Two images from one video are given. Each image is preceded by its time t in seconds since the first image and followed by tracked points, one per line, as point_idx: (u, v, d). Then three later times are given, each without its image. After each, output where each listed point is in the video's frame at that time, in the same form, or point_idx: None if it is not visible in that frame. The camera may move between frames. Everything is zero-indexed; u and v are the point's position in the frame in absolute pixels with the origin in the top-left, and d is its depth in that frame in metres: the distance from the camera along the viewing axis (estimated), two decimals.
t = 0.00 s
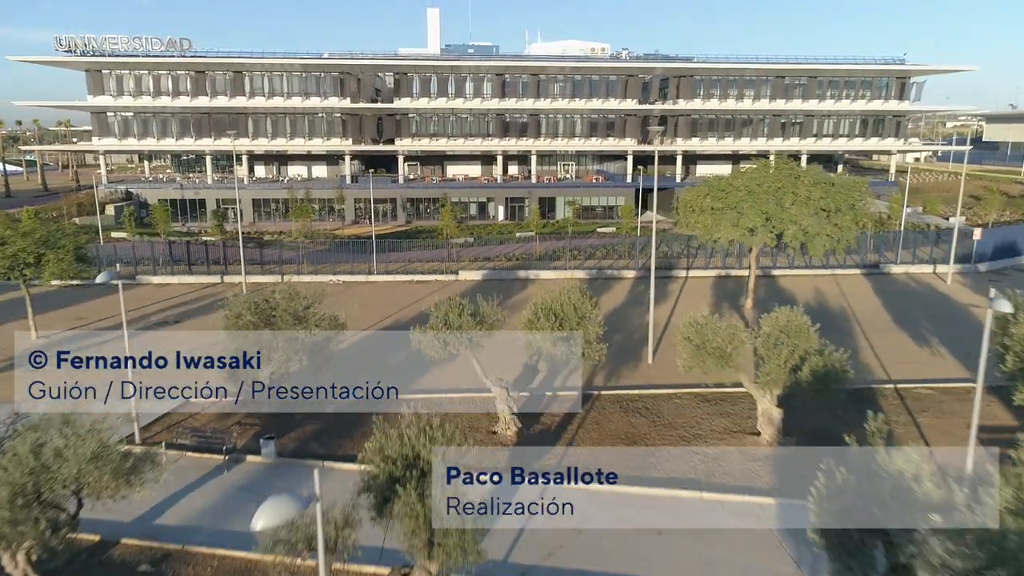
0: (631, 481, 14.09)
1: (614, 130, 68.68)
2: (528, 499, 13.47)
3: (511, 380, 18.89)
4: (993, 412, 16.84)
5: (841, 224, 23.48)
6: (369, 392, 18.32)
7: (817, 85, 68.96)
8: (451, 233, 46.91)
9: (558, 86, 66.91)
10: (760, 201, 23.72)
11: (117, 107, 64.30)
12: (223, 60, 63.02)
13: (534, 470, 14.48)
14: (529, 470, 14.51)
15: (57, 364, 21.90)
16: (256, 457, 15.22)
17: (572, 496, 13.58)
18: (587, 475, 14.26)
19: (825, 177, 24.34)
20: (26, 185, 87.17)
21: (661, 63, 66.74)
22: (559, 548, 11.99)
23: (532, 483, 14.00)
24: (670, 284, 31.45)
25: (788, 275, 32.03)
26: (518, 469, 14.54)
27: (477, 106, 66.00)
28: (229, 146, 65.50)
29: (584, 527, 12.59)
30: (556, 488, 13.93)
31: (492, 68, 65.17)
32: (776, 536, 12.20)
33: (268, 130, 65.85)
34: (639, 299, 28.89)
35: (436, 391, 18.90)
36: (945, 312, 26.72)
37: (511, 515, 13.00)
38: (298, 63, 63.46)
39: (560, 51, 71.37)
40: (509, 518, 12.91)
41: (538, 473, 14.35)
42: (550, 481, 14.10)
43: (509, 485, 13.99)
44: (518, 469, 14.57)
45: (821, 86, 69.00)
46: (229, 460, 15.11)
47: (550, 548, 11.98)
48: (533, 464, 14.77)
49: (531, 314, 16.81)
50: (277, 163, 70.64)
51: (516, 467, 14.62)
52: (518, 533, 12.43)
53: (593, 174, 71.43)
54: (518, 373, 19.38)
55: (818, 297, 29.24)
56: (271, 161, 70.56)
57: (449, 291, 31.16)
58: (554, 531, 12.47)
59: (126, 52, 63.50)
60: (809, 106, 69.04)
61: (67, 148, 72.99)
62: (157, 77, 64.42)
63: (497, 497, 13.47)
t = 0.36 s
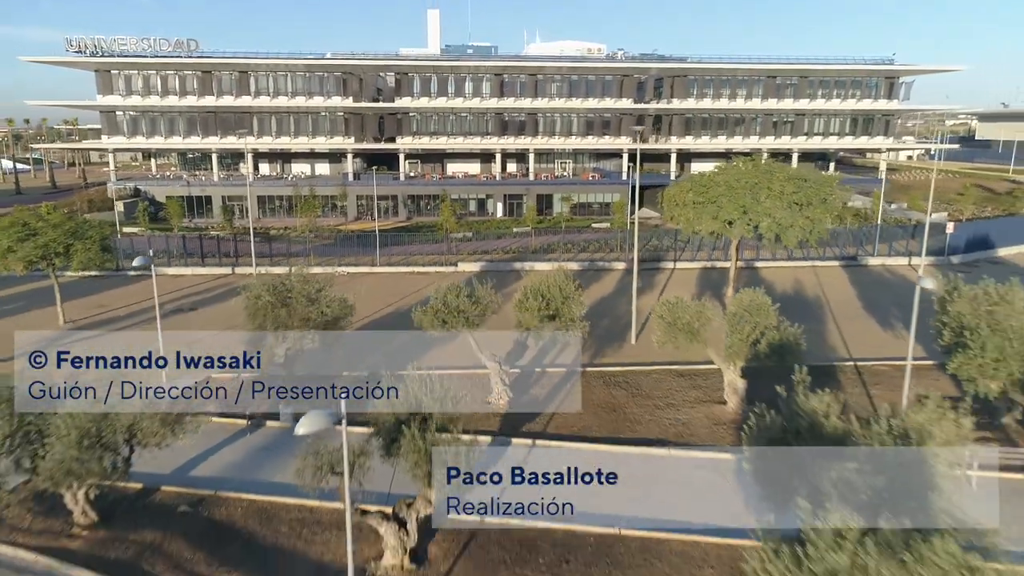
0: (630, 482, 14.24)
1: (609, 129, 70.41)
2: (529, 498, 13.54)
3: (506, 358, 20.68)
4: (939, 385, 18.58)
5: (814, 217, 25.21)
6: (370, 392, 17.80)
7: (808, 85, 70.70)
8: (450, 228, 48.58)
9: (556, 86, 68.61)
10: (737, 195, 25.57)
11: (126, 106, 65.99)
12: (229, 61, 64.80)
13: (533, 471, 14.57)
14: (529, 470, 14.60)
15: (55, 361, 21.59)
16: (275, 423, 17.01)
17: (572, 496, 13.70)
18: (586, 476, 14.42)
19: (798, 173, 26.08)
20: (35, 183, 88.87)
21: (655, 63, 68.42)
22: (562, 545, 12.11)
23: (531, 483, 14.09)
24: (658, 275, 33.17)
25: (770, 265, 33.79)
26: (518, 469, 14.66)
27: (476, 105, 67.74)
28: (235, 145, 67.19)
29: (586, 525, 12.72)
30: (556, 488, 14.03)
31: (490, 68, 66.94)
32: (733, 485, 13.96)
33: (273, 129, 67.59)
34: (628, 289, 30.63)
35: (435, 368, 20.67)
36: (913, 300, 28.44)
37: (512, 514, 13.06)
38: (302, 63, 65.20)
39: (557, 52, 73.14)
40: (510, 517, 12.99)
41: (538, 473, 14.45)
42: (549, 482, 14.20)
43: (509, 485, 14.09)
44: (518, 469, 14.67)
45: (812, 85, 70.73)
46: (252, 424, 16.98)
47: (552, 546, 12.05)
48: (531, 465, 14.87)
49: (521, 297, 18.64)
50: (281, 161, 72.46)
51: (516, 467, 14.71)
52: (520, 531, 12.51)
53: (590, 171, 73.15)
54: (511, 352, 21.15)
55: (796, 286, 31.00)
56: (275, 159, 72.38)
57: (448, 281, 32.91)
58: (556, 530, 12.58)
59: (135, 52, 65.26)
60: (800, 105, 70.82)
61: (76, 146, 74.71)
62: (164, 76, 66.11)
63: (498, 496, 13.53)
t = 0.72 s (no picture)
0: (630, 481, 14.10)
1: (605, 128, 72.18)
2: (528, 499, 13.48)
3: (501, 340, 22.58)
4: (894, 363, 20.17)
5: (789, 211, 26.98)
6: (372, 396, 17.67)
7: (799, 85, 72.44)
8: (449, 224, 50.25)
9: (552, 86, 70.37)
10: (716, 191, 27.47)
11: (134, 105, 67.73)
12: (235, 61, 66.58)
13: (533, 470, 14.51)
14: (530, 470, 14.52)
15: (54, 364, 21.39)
16: (291, 394, 18.76)
17: (571, 496, 13.57)
18: (587, 476, 14.27)
19: (774, 170, 27.95)
20: (43, 181, 90.74)
21: (650, 63, 70.17)
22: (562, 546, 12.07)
23: (532, 484, 14.01)
24: (646, 267, 34.86)
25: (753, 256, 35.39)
26: (518, 469, 14.59)
27: (475, 104, 69.54)
28: (240, 143, 68.98)
29: (586, 525, 12.63)
30: (556, 488, 13.92)
31: (489, 69, 68.72)
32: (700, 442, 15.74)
33: (277, 127, 69.37)
34: (617, 279, 32.30)
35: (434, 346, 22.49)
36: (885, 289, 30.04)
37: (512, 515, 13.04)
38: (305, 64, 67.01)
39: (554, 52, 75.00)
40: (510, 518, 12.96)
41: (538, 473, 14.37)
42: (550, 482, 14.11)
43: (509, 485, 14.04)
44: (519, 469, 14.58)
45: (802, 85, 72.47)
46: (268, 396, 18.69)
47: (552, 549, 11.99)
48: (530, 465, 14.78)
49: (513, 282, 20.52)
50: (284, 159, 74.25)
51: (516, 467, 14.66)
52: (520, 534, 12.48)
53: (587, 169, 74.95)
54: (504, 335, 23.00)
55: (775, 277, 32.80)
56: (279, 157, 74.15)
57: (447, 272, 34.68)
58: (555, 531, 12.51)
59: (143, 53, 67.06)
60: (791, 104, 72.58)
61: (85, 144, 76.48)
62: (171, 77, 67.87)
63: (497, 497, 13.52)
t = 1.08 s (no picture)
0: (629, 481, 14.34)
1: (601, 126, 73.94)
2: (529, 499, 13.73)
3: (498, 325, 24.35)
4: (854, 344, 21.88)
5: (765, 206, 28.85)
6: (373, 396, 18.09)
7: (790, 84, 74.19)
8: (448, 220, 51.96)
9: (550, 85, 72.16)
10: (697, 187, 29.30)
11: (142, 105, 69.48)
12: (241, 62, 68.38)
13: (533, 470, 14.76)
14: (530, 470, 14.76)
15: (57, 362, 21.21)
16: (303, 369, 20.52)
17: (571, 495, 13.85)
18: (586, 476, 14.51)
19: (752, 167, 29.81)
20: (50, 178, 92.46)
21: (645, 63, 71.92)
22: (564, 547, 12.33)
23: (531, 484, 14.27)
24: (636, 259, 36.55)
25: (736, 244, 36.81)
26: (518, 469, 14.84)
27: (474, 104, 71.31)
28: (245, 142, 70.76)
29: (586, 525, 12.90)
30: (556, 488, 14.19)
31: (487, 69, 70.54)
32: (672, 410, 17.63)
33: (281, 126, 71.10)
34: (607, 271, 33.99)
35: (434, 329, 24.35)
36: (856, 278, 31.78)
37: (512, 515, 13.30)
38: (309, 65, 68.84)
39: (551, 52, 76.85)
40: (510, 518, 13.22)
41: (538, 473, 14.62)
42: (550, 481, 14.39)
43: (509, 485, 14.30)
44: (519, 469, 14.82)
45: (794, 85, 74.23)
46: (283, 370, 20.42)
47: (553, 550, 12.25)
48: (531, 465, 15.00)
49: (506, 269, 22.41)
50: (287, 157, 75.96)
51: (516, 467, 14.91)
52: (521, 534, 12.74)
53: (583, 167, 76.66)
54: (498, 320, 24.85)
55: (757, 268, 34.52)
56: (282, 155, 75.86)
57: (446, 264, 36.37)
58: (555, 532, 12.77)
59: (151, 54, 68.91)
60: (782, 103, 74.31)
61: (93, 143, 78.21)
62: (178, 76, 69.64)
63: (498, 496, 13.79)
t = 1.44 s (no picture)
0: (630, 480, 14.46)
1: (597, 125, 75.77)
2: (530, 499, 13.86)
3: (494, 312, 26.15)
4: (822, 328, 23.59)
5: (744, 201, 30.69)
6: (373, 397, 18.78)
7: (782, 84, 75.93)
8: (447, 217, 53.74)
9: (547, 85, 73.99)
10: (682, 184, 31.10)
11: (150, 104, 71.27)
12: (246, 62, 70.19)
13: (533, 470, 14.88)
14: (530, 470, 14.86)
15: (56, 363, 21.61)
16: (314, 350, 22.32)
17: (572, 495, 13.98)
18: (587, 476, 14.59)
19: (732, 165, 31.64)
20: (58, 177, 94.29)
21: (641, 64, 73.62)
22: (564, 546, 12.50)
23: (532, 484, 14.40)
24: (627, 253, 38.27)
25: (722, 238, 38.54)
26: (518, 469, 14.95)
27: (474, 104, 73.14)
28: (250, 140, 72.59)
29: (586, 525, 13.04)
30: (556, 487, 14.30)
31: (486, 69, 72.34)
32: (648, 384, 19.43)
33: (285, 125, 72.89)
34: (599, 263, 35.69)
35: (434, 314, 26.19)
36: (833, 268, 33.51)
37: (512, 515, 13.43)
38: (312, 65, 70.66)
39: (549, 53, 78.71)
40: (510, 519, 13.36)
41: (538, 473, 14.73)
42: (550, 481, 14.51)
43: (509, 485, 14.44)
44: (519, 469, 14.93)
45: (785, 84, 76.00)
46: (295, 352, 22.27)
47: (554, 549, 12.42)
48: (531, 464, 15.11)
49: (500, 259, 24.26)
50: (291, 155, 77.78)
51: (516, 467, 15.02)
52: (522, 533, 12.89)
53: (581, 165, 78.37)
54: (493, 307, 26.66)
55: (741, 261, 36.30)
56: (286, 154, 77.64)
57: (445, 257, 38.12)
58: (555, 532, 12.92)
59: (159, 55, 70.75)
60: (774, 103, 76.06)
61: (100, 141, 79.99)
62: (185, 77, 71.41)
63: (498, 497, 13.94)
